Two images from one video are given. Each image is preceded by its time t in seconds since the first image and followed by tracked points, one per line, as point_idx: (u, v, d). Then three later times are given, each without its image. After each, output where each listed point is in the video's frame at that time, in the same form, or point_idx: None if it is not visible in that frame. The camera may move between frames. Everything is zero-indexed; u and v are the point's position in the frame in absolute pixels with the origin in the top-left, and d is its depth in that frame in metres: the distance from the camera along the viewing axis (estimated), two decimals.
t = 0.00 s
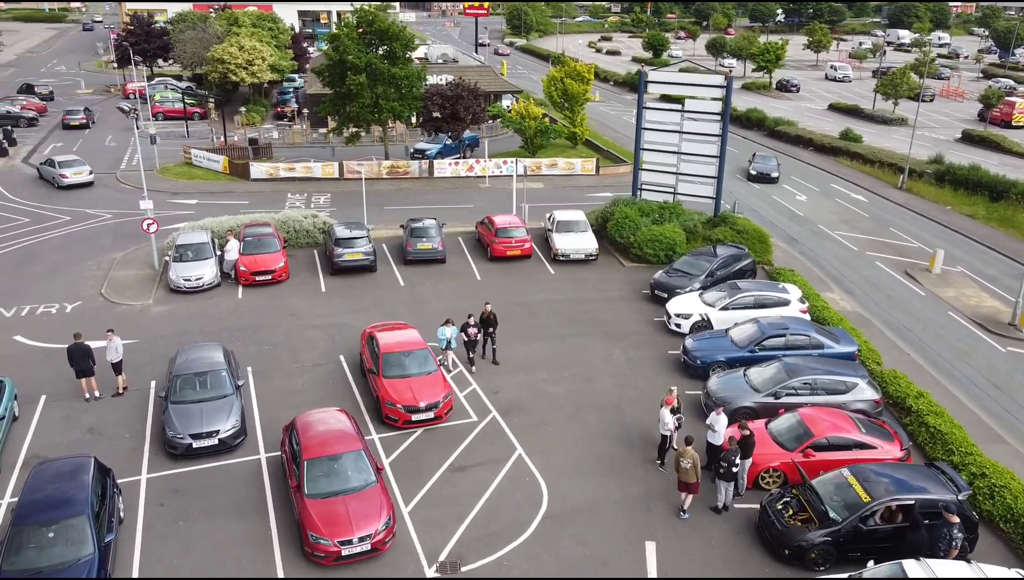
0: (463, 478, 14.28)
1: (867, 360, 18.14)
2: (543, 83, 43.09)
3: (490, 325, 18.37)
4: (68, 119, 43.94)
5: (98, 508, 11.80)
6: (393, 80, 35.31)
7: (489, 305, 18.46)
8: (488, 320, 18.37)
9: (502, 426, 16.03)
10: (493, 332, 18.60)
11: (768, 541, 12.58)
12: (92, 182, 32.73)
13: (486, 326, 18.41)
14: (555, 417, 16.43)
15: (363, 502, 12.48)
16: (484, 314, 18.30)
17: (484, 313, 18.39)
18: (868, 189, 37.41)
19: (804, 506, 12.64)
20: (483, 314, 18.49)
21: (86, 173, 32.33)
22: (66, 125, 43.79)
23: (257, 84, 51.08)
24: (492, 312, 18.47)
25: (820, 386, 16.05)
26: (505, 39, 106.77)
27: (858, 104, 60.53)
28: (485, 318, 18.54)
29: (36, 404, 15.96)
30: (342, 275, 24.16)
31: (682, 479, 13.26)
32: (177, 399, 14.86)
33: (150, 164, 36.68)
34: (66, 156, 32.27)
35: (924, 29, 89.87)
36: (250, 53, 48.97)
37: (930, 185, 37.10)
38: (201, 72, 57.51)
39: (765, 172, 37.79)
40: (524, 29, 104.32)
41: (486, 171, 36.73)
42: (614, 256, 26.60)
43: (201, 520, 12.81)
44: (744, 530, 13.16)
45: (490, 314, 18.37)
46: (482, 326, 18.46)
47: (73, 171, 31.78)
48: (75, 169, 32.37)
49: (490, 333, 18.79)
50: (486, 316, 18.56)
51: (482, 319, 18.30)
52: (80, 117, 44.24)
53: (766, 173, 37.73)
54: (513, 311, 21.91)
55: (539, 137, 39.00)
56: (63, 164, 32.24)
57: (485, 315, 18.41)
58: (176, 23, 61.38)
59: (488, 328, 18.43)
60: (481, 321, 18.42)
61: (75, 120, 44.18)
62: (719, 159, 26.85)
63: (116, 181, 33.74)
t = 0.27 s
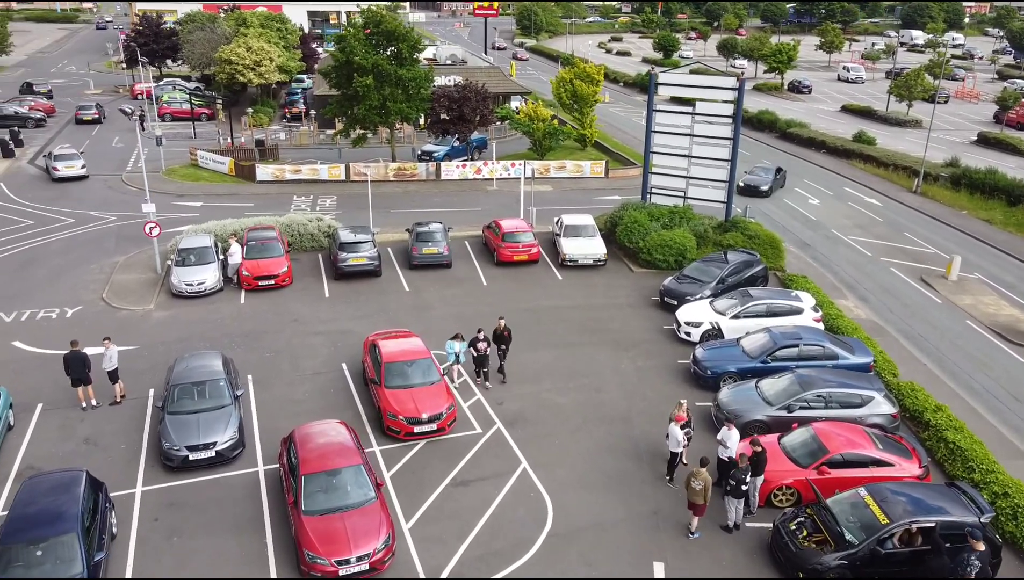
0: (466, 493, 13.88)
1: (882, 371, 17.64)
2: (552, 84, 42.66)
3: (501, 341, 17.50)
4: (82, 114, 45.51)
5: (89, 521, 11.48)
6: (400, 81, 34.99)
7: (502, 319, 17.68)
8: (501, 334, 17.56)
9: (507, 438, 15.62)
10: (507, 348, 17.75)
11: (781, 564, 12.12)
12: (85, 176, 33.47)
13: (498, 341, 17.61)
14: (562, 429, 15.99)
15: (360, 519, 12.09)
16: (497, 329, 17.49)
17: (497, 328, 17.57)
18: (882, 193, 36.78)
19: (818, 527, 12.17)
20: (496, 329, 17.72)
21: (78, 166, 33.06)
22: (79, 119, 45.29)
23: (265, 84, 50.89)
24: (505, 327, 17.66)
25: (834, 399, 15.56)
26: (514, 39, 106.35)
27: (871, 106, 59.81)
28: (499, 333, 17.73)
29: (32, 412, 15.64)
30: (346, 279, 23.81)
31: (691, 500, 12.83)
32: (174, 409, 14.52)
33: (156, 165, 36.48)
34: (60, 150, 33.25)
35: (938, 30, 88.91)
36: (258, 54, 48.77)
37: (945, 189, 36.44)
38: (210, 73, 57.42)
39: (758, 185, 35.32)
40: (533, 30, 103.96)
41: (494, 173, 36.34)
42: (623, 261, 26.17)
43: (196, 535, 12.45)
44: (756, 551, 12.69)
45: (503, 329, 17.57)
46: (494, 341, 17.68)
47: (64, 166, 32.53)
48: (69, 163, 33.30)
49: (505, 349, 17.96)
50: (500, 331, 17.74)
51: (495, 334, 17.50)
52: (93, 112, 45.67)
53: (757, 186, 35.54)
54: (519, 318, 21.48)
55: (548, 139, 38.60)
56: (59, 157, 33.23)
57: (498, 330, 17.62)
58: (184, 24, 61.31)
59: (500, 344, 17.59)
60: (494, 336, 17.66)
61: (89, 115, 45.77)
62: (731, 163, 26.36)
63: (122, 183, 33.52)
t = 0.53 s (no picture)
0: (467, 507, 13.51)
1: (897, 382, 17.16)
2: (561, 85, 42.25)
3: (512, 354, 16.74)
4: (92, 109, 47.13)
5: (78, 535, 11.22)
6: (406, 82, 34.67)
7: (513, 333, 16.82)
8: (512, 348, 16.77)
9: (511, 449, 15.23)
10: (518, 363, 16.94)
11: None
12: (86, 169, 34.56)
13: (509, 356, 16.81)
14: (567, 441, 15.58)
15: (356, 535, 11.72)
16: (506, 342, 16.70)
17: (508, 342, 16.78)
18: (895, 196, 36.18)
19: (831, 547, 11.71)
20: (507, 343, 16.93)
21: (79, 160, 34.29)
22: (90, 115, 46.87)
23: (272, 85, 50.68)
24: (516, 341, 16.87)
25: (846, 411, 15.10)
26: (524, 40, 105.87)
27: (883, 107, 59.13)
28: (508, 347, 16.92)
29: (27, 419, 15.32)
30: (350, 284, 23.48)
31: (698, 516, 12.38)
32: (169, 418, 14.18)
33: (161, 167, 36.25)
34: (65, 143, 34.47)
35: (951, 31, 87.95)
36: (265, 54, 48.56)
37: (960, 193, 35.82)
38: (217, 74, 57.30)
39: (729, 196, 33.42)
40: (542, 30, 103.49)
41: (501, 175, 35.96)
42: (630, 265, 25.75)
43: (189, 549, 12.11)
44: (767, 571, 12.25)
45: (513, 343, 16.80)
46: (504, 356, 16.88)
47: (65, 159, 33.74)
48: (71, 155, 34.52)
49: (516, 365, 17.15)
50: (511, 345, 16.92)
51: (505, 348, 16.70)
52: (103, 108, 46.98)
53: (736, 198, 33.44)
54: (524, 324, 21.10)
55: (556, 141, 38.19)
56: (61, 149, 34.51)
57: (507, 344, 16.84)
58: (192, 24, 61.22)
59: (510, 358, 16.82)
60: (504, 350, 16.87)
61: (99, 112, 47.16)
62: (741, 165, 25.87)
63: (126, 184, 33.27)
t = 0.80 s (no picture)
0: (476, 522, 13.14)
1: (922, 396, 16.60)
2: (577, 87, 41.81)
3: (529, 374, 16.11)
4: (110, 105, 48.91)
5: (76, 547, 10.96)
6: (420, 83, 34.39)
7: (534, 353, 16.20)
8: (529, 367, 16.12)
9: (522, 462, 14.85)
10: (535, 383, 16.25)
11: None
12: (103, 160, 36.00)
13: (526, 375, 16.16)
14: (579, 454, 15.17)
15: (359, 553, 11.38)
16: (525, 361, 16.12)
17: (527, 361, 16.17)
18: (918, 201, 35.44)
19: (853, 571, 11.21)
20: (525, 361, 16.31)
21: (96, 152, 35.75)
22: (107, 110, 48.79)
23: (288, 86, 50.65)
24: (535, 360, 16.20)
25: (869, 426, 14.58)
26: (541, 40, 105.40)
27: (906, 109, 58.13)
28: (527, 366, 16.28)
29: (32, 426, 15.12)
30: (361, 288, 23.21)
31: (711, 532, 11.95)
32: (173, 426, 13.92)
33: (176, 167, 36.24)
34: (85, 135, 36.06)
35: (976, 31, 86.51)
36: (281, 55, 48.53)
37: (984, 198, 35.04)
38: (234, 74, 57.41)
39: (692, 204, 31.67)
40: (560, 30, 103.03)
41: (516, 177, 35.59)
42: (646, 271, 25.29)
43: (190, 563, 11.82)
44: None
45: (531, 361, 16.12)
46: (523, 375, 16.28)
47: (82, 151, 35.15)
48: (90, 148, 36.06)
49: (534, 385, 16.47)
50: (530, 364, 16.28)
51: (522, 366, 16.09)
52: (119, 104, 48.88)
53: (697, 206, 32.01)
54: (537, 331, 20.70)
55: (572, 143, 37.75)
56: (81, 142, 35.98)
57: (527, 363, 16.22)
58: (210, 25, 61.42)
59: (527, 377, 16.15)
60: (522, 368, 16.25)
61: (114, 108, 48.95)
62: (761, 170, 25.33)
63: (141, 185, 33.28)
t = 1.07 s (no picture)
0: (486, 538, 12.77)
1: (950, 412, 16.00)
2: (596, 89, 41.36)
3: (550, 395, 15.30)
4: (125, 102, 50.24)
5: (76, 560, 10.73)
6: (438, 85, 34.11)
7: (553, 374, 15.32)
8: (549, 389, 15.26)
9: (534, 476, 14.46)
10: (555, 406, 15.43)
11: None
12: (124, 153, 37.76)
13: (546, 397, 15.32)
14: (593, 468, 14.75)
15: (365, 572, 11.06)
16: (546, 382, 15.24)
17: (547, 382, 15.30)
18: (944, 206, 34.61)
19: None
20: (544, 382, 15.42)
21: (119, 145, 37.50)
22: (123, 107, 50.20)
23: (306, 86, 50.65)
24: (555, 381, 15.33)
25: (896, 444, 14.02)
26: (561, 41, 104.90)
27: (933, 112, 57.02)
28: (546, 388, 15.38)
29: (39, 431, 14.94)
30: (375, 293, 22.93)
31: (728, 551, 11.49)
32: (180, 435, 13.69)
33: (193, 168, 36.27)
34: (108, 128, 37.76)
35: (1004, 33, 84.88)
36: (299, 56, 48.54)
37: (1014, 204, 34.14)
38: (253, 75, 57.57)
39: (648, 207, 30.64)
40: (580, 31, 102.52)
41: (533, 180, 35.21)
42: (664, 277, 24.79)
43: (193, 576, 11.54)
44: None
45: (552, 383, 15.27)
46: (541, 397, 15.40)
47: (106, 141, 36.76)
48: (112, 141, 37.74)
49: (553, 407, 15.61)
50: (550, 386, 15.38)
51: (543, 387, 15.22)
52: (133, 100, 50.26)
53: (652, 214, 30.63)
54: (553, 339, 20.28)
55: (590, 146, 37.30)
56: (104, 134, 37.69)
57: (546, 384, 15.34)
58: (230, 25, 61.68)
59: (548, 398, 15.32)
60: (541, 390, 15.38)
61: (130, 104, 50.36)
62: (783, 175, 24.75)
63: (157, 186, 33.32)
